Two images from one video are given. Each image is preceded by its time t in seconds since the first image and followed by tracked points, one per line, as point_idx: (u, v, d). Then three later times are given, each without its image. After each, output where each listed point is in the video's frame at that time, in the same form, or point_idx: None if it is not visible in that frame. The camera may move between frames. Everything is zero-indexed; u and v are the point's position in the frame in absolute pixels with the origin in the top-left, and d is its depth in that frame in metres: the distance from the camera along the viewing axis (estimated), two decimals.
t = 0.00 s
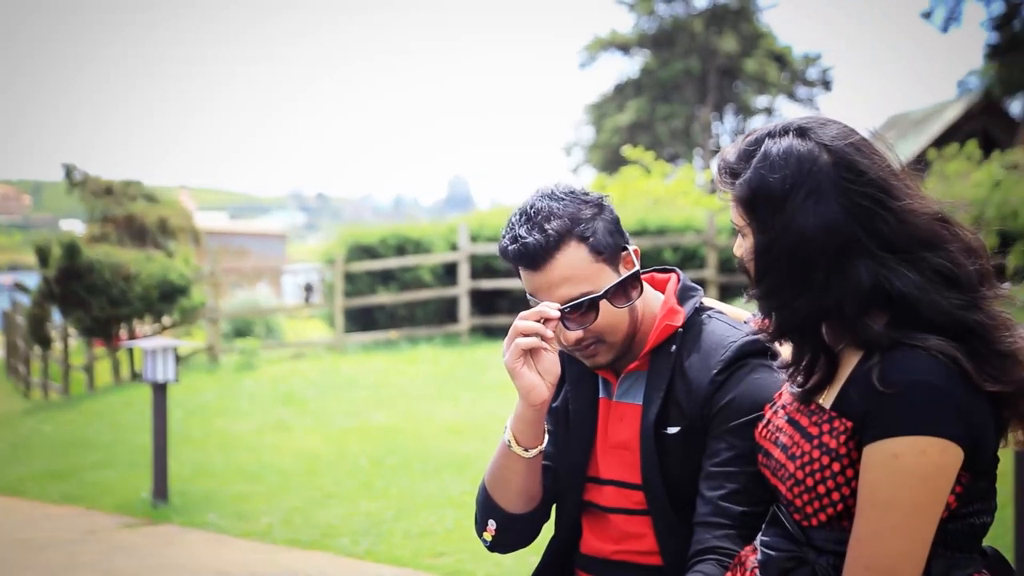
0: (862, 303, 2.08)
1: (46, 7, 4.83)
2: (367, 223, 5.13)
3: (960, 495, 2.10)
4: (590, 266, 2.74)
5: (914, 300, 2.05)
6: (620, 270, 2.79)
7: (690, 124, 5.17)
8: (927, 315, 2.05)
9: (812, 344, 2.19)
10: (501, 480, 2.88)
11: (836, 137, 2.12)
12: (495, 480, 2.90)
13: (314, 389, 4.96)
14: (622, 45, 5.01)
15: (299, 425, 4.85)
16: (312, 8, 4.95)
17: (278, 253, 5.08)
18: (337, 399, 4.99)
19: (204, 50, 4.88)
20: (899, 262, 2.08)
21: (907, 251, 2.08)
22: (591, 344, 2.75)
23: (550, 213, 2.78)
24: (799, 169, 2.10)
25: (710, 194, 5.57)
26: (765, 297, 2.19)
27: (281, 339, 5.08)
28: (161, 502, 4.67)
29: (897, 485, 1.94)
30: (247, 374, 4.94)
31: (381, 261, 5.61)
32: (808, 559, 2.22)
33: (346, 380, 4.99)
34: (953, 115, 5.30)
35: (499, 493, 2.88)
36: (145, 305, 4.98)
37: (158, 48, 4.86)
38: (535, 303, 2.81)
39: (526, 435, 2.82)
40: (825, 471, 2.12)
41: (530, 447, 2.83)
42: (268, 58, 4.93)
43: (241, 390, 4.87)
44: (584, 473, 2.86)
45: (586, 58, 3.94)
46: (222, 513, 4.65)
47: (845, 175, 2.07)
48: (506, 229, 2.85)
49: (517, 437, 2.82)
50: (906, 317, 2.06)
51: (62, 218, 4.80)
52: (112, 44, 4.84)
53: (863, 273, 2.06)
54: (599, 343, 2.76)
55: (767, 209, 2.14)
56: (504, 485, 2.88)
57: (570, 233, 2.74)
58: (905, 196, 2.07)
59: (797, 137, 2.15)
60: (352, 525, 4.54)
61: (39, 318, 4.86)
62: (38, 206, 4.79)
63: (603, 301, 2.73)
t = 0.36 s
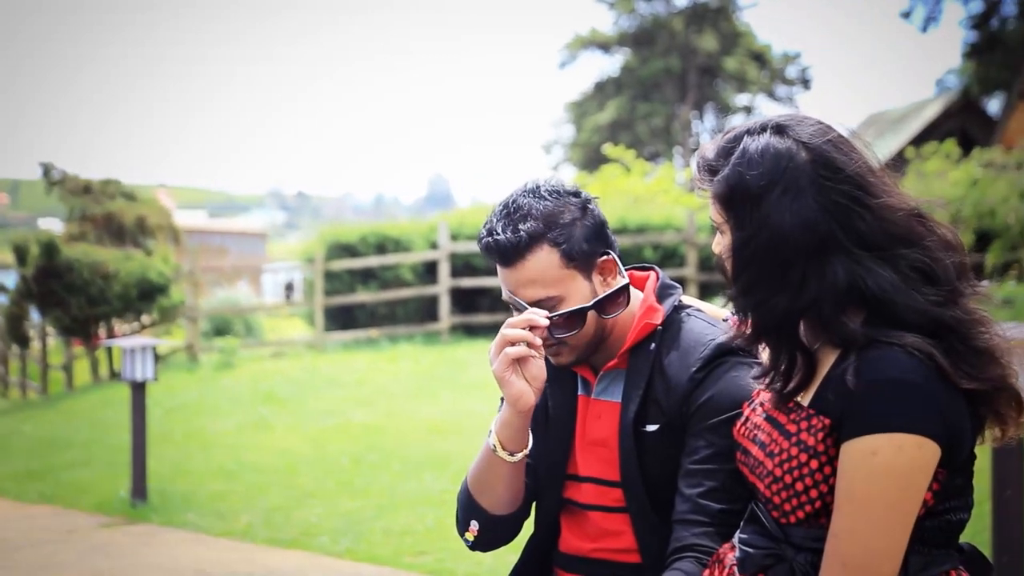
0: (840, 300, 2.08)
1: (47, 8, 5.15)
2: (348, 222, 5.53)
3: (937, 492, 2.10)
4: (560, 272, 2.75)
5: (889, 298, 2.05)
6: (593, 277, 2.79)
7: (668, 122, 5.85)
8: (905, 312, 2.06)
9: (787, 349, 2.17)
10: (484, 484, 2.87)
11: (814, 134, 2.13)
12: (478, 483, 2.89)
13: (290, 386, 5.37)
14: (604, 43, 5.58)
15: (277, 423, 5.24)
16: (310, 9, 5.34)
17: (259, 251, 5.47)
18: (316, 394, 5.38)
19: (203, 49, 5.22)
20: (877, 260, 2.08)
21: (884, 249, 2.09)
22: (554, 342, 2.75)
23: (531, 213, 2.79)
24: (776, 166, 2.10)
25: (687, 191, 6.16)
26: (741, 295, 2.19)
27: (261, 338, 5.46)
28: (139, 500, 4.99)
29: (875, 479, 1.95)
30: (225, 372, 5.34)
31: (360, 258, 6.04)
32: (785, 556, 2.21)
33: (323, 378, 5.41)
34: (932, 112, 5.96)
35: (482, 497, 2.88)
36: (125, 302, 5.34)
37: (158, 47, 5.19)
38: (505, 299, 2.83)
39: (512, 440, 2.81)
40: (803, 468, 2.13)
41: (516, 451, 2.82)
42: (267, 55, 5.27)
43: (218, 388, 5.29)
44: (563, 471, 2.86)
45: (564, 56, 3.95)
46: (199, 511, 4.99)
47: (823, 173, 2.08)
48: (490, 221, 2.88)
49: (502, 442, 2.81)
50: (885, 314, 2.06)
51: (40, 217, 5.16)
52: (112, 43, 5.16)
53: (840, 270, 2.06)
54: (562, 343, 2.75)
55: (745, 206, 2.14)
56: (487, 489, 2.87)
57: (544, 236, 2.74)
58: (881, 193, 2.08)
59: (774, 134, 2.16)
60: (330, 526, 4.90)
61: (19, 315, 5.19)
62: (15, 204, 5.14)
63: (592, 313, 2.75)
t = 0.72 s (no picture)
0: (814, 295, 2.09)
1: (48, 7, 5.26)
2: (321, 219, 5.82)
3: (912, 488, 2.11)
4: (525, 277, 2.71)
5: (862, 294, 2.06)
6: (558, 290, 2.74)
7: (646, 119, 6.38)
8: (880, 307, 2.07)
9: (750, 346, 2.21)
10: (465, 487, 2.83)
11: (789, 131, 2.14)
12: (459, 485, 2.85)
13: (268, 387, 5.79)
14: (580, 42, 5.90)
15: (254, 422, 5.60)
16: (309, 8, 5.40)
17: (234, 251, 5.89)
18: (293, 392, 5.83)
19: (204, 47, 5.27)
20: (851, 256, 2.09)
21: (859, 245, 2.09)
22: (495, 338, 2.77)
23: (518, 207, 2.76)
24: (751, 163, 2.10)
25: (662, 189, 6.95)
26: (715, 292, 2.18)
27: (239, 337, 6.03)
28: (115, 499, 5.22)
29: (851, 478, 1.94)
30: (202, 370, 5.77)
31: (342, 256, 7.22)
32: (762, 553, 2.21)
33: (300, 379, 5.92)
34: (908, 113, 6.08)
35: (464, 503, 2.82)
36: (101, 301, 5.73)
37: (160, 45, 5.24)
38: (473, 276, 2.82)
39: (499, 452, 2.74)
40: (779, 465, 2.13)
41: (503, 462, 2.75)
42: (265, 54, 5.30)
43: (194, 386, 5.68)
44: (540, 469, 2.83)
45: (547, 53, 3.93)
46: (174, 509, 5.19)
47: (798, 170, 2.08)
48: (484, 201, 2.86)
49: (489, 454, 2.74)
50: (860, 310, 2.07)
51: (17, 214, 5.53)
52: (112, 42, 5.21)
53: (813, 267, 2.07)
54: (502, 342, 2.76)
55: (718, 203, 2.14)
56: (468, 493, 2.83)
57: (520, 236, 2.72)
58: (856, 189, 2.09)
59: (749, 132, 2.16)
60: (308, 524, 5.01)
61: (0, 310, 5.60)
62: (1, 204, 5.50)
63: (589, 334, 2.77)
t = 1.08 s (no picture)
0: (796, 293, 2.10)
1: (46, 8, 5.36)
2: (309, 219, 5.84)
3: (896, 485, 2.11)
4: (517, 268, 2.67)
5: (844, 291, 2.07)
6: (546, 288, 2.71)
7: (633, 117, 6.49)
8: (862, 305, 2.08)
9: (731, 332, 2.26)
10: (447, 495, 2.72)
11: (773, 130, 2.14)
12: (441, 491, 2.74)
13: (256, 386, 6.11)
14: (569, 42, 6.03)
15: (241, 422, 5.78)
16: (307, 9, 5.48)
17: (224, 246, 5.98)
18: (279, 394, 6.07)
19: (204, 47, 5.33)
20: (833, 254, 2.10)
21: (842, 243, 2.10)
22: (471, 320, 2.71)
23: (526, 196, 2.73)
24: (734, 160, 2.10)
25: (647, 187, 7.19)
26: (698, 289, 2.19)
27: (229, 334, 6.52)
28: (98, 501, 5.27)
29: (836, 476, 1.94)
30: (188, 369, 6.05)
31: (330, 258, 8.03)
32: (747, 550, 2.22)
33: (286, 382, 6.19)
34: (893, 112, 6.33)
35: (444, 518, 2.72)
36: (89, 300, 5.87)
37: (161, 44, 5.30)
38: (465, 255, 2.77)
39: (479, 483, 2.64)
40: (764, 462, 2.13)
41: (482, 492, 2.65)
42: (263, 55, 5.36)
43: (182, 386, 5.91)
44: (525, 468, 2.83)
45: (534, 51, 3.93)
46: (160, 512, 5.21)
47: (781, 167, 2.09)
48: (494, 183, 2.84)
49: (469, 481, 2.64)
50: (843, 308, 2.08)
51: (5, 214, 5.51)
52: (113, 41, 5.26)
53: (796, 263, 2.07)
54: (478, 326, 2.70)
55: (701, 200, 2.14)
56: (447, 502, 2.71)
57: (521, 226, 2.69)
58: (839, 188, 2.09)
59: (733, 129, 2.16)
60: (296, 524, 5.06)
61: None
62: None
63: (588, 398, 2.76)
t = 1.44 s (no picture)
0: (792, 292, 2.10)
1: (47, 9, 5.38)
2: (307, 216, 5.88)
3: (893, 484, 2.11)
4: (551, 230, 2.81)
5: (841, 290, 2.07)
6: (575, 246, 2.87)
7: (631, 117, 6.47)
8: (859, 304, 2.08)
9: (731, 344, 2.23)
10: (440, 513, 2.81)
11: (768, 129, 2.13)
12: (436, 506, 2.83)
13: (255, 387, 5.97)
14: (567, 40, 6.03)
15: (240, 423, 5.76)
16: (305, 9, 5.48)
17: (221, 248, 6.01)
18: (278, 395, 5.98)
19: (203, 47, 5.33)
20: (829, 253, 2.10)
21: (838, 242, 2.10)
22: (534, 308, 2.74)
23: (521, 176, 2.87)
24: (730, 159, 2.10)
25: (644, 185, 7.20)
26: (694, 288, 2.19)
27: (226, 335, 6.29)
28: (100, 500, 5.29)
29: (832, 474, 1.94)
30: (186, 368, 5.93)
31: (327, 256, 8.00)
32: (745, 548, 2.22)
33: (283, 382, 6.08)
34: (891, 111, 6.35)
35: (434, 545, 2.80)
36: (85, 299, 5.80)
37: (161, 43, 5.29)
38: (487, 259, 2.81)
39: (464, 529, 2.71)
40: (760, 462, 2.13)
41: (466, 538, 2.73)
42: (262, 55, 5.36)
43: (180, 386, 5.82)
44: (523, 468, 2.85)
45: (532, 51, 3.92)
46: (160, 512, 5.29)
47: (777, 166, 2.08)
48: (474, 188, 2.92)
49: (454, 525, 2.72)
50: (839, 307, 2.08)
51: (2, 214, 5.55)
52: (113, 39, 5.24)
53: (792, 262, 2.08)
54: (544, 308, 2.75)
55: (696, 199, 2.14)
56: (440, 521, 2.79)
57: (536, 200, 2.83)
58: (835, 186, 2.09)
59: (729, 128, 2.17)
60: (294, 525, 5.13)
61: None
62: None
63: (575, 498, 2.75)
